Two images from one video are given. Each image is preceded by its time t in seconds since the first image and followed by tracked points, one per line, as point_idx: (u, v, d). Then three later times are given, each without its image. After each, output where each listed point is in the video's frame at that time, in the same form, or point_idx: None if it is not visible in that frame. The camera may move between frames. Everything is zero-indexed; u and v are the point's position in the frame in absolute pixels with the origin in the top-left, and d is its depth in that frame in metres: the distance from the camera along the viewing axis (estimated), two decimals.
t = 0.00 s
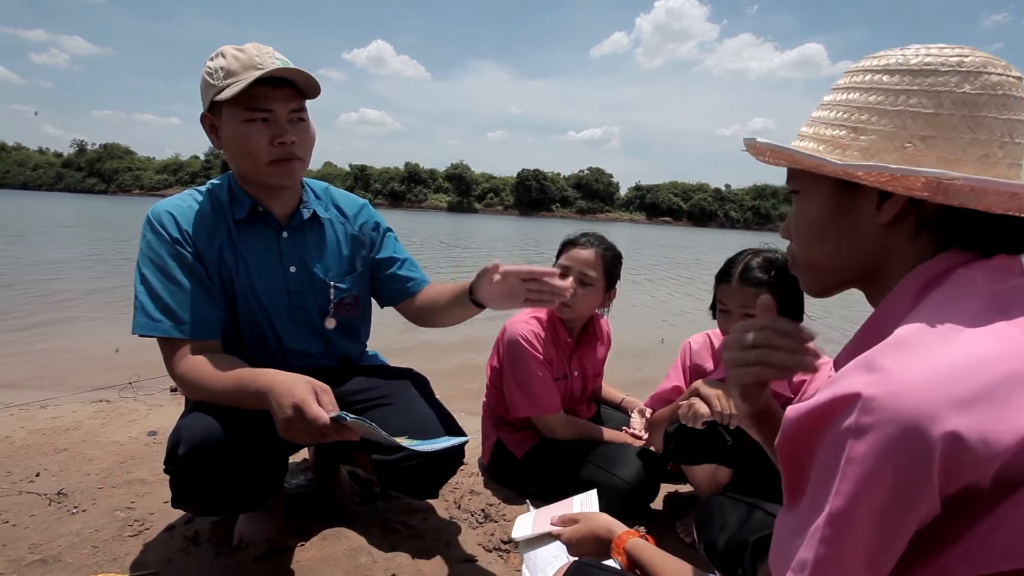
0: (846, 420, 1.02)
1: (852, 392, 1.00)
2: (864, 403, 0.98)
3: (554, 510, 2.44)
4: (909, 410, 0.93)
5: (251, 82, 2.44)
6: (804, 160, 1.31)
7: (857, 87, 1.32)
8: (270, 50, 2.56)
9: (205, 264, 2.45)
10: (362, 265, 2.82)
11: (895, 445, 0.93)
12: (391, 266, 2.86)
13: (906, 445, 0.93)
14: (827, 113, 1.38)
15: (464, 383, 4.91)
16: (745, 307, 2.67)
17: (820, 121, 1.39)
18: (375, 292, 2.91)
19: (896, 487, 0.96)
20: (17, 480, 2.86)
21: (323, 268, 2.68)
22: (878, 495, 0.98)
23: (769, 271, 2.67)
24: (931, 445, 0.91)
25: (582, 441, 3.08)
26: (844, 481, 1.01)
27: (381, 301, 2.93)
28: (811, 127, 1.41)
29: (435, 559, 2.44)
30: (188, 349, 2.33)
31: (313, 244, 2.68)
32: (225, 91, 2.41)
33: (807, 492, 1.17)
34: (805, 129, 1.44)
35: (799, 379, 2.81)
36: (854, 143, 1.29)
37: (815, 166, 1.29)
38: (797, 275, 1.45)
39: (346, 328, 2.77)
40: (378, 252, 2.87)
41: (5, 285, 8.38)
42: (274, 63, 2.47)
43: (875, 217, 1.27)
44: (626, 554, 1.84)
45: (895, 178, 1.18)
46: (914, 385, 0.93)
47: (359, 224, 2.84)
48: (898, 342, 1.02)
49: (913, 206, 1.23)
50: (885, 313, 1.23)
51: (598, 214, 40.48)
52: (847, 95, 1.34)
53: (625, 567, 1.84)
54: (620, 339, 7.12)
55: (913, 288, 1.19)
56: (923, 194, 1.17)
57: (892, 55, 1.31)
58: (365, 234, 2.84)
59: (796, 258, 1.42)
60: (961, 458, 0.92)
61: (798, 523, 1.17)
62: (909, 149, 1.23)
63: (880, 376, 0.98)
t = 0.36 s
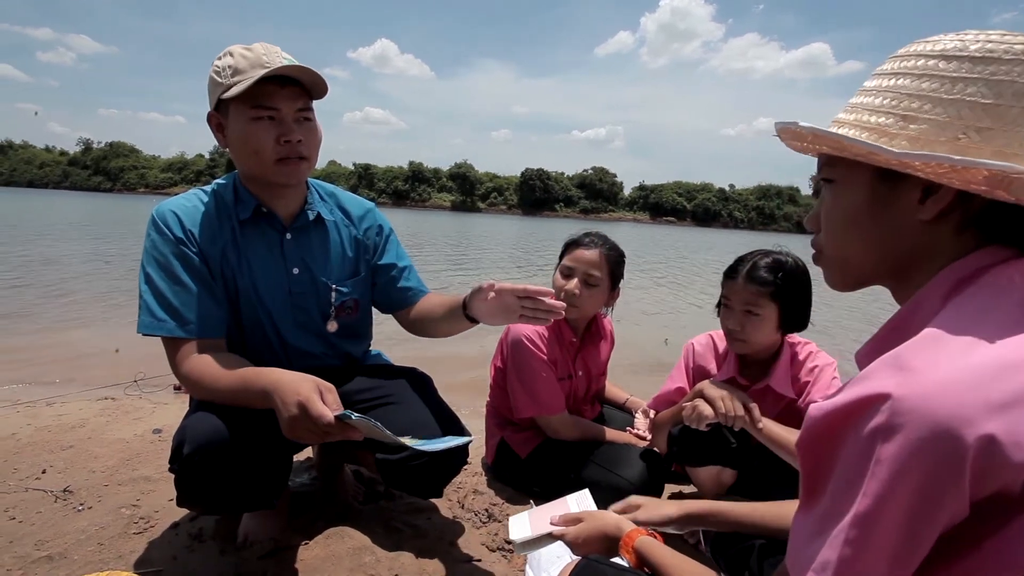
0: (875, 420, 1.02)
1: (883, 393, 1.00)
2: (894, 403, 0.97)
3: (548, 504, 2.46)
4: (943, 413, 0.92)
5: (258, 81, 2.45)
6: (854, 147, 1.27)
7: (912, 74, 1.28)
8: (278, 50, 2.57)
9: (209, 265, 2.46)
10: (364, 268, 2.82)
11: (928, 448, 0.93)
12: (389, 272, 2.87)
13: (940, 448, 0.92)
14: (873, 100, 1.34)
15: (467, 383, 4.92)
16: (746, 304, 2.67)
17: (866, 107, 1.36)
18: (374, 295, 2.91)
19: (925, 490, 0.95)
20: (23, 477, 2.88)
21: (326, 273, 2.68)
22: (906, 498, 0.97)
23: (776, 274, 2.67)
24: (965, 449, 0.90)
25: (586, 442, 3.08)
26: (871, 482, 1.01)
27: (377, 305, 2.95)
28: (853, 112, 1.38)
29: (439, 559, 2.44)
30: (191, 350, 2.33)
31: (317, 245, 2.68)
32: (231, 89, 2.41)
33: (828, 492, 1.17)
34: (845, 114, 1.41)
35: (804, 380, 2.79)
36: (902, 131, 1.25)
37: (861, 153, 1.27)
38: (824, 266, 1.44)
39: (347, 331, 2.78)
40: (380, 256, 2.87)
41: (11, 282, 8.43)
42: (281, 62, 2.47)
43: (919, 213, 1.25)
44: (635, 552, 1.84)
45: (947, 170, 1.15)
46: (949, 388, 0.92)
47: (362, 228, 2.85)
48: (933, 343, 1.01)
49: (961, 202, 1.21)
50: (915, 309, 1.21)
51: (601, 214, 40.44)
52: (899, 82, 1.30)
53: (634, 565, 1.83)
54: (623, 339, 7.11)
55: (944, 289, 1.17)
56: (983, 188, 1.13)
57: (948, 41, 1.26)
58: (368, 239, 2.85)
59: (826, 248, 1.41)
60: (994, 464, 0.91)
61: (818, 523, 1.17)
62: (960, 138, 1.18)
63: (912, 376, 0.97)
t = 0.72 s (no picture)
0: (822, 413, 1.04)
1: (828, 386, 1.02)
2: (837, 398, 1.00)
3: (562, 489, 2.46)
4: (880, 403, 0.94)
5: (260, 81, 2.45)
6: (795, 150, 1.34)
7: (859, 75, 1.32)
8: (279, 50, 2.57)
9: (208, 267, 2.46)
10: (364, 269, 2.82)
11: (866, 439, 0.95)
12: (390, 273, 2.87)
13: (877, 438, 0.94)
14: (831, 100, 1.39)
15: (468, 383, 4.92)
16: (747, 294, 2.68)
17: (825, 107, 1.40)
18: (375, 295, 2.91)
19: (867, 479, 0.97)
20: (24, 479, 2.88)
21: (326, 273, 2.68)
22: (851, 488, 0.99)
23: (782, 271, 2.68)
24: (900, 437, 0.93)
25: (586, 441, 3.08)
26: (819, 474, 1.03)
27: (377, 306, 2.95)
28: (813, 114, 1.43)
29: (440, 558, 2.45)
30: (192, 352, 2.34)
31: (317, 246, 2.68)
32: (233, 89, 2.42)
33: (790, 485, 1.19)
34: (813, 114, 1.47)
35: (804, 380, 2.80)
36: (846, 131, 1.30)
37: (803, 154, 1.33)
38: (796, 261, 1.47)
39: (348, 331, 2.78)
40: (381, 257, 2.87)
41: (12, 284, 8.43)
42: (283, 62, 2.48)
43: (863, 207, 1.27)
44: (648, 545, 1.83)
45: (865, 169, 1.19)
46: (886, 379, 0.95)
47: (362, 229, 2.85)
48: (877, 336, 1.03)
49: (898, 197, 1.22)
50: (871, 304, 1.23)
51: (602, 213, 40.42)
52: (848, 84, 1.34)
53: (645, 559, 1.84)
54: (624, 338, 7.11)
55: (901, 279, 1.18)
56: (897, 184, 1.17)
57: (898, 41, 1.28)
58: (368, 240, 2.85)
59: (796, 244, 1.44)
60: (930, 451, 0.93)
61: (783, 515, 1.19)
62: (890, 138, 1.21)
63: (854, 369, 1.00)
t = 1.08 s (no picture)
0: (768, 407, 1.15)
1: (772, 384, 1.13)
2: (777, 393, 1.11)
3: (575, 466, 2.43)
4: (810, 399, 1.05)
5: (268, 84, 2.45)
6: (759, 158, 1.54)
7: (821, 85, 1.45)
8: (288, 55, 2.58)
9: (211, 269, 2.46)
10: (367, 271, 2.82)
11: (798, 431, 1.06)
12: (393, 275, 2.86)
13: (807, 430, 1.05)
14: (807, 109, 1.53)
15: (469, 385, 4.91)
16: (749, 294, 2.69)
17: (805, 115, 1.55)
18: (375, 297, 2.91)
19: (801, 467, 1.09)
20: (24, 481, 2.88)
21: (329, 276, 2.69)
22: (788, 475, 1.11)
23: (784, 273, 2.69)
24: (826, 430, 1.03)
25: (586, 444, 3.08)
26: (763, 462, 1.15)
27: (379, 308, 2.94)
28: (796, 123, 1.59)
29: (439, 561, 2.44)
30: (195, 354, 2.34)
31: (320, 249, 2.69)
32: (241, 91, 2.42)
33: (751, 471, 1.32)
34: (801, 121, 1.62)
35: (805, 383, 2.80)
36: (804, 139, 1.47)
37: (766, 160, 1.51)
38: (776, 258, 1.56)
39: (349, 333, 2.78)
40: (383, 259, 2.87)
41: (12, 286, 8.42)
42: (291, 66, 2.49)
43: (813, 207, 1.37)
44: (643, 522, 1.81)
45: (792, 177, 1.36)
46: (817, 376, 1.05)
47: (365, 231, 2.85)
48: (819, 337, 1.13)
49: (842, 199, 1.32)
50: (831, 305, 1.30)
51: (603, 216, 40.39)
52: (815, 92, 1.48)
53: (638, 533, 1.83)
54: (625, 341, 7.09)
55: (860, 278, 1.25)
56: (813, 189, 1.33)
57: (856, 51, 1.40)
58: (371, 242, 2.85)
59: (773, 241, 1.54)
60: (856, 443, 1.03)
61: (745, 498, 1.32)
62: (828, 148, 1.37)
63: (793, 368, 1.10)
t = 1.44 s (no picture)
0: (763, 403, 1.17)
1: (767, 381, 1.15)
2: (770, 390, 1.12)
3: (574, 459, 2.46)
4: (801, 397, 1.06)
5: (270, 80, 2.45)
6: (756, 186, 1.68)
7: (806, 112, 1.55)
8: (289, 50, 2.57)
9: (215, 266, 2.46)
10: (369, 269, 2.83)
11: (790, 428, 1.08)
12: (397, 272, 2.87)
13: (798, 427, 1.07)
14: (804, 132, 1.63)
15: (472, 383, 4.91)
16: (751, 296, 2.68)
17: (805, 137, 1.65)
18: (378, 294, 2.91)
19: (793, 463, 1.10)
20: (28, 477, 2.89)
21: (332, 273, 2.69)
22: (780, 472, 1.13)
23: (786, 271, 2.68)
24: (815, 427, 1.05)
25: (589, 440, 3.08)
26: (756, 458, 1.17)
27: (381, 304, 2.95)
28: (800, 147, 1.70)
29: (442, 558, 2.45)
30: (199, 351, 2.34)
31: (323, 246, 2.69)
32: (244, 87, 2.42)
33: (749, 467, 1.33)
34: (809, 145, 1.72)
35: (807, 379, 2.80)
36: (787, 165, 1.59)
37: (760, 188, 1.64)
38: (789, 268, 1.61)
39: (352, 330, 2.78)
40: (386, 256, 2.88)
41: (16, 284, 8.44)
42: (293, 62, 2.49)
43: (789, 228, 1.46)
44: (643, 510, 1.82)
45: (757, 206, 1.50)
46: (809, 375, 1.06)
47: (368, 228, 2.85)
48: (814, 336, 1.14)
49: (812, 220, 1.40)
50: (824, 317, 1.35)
51: (605, 214, 40.32)
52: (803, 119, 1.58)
53: (642, 521, 1.85)
54: (628, 339, 7.08)
55: (845, 293, 1.29)
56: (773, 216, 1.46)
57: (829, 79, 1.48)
58: (374, 240, 2.86)
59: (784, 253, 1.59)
60: (845, 441, 1.04)
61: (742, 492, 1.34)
62: (791, 178, 1.51)
63: (787, 366, 1.11)
